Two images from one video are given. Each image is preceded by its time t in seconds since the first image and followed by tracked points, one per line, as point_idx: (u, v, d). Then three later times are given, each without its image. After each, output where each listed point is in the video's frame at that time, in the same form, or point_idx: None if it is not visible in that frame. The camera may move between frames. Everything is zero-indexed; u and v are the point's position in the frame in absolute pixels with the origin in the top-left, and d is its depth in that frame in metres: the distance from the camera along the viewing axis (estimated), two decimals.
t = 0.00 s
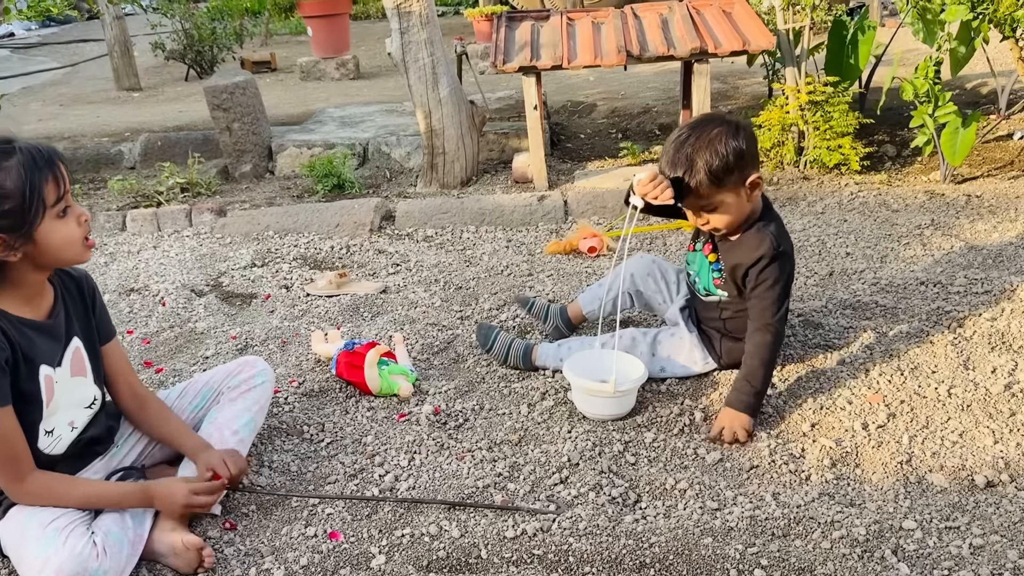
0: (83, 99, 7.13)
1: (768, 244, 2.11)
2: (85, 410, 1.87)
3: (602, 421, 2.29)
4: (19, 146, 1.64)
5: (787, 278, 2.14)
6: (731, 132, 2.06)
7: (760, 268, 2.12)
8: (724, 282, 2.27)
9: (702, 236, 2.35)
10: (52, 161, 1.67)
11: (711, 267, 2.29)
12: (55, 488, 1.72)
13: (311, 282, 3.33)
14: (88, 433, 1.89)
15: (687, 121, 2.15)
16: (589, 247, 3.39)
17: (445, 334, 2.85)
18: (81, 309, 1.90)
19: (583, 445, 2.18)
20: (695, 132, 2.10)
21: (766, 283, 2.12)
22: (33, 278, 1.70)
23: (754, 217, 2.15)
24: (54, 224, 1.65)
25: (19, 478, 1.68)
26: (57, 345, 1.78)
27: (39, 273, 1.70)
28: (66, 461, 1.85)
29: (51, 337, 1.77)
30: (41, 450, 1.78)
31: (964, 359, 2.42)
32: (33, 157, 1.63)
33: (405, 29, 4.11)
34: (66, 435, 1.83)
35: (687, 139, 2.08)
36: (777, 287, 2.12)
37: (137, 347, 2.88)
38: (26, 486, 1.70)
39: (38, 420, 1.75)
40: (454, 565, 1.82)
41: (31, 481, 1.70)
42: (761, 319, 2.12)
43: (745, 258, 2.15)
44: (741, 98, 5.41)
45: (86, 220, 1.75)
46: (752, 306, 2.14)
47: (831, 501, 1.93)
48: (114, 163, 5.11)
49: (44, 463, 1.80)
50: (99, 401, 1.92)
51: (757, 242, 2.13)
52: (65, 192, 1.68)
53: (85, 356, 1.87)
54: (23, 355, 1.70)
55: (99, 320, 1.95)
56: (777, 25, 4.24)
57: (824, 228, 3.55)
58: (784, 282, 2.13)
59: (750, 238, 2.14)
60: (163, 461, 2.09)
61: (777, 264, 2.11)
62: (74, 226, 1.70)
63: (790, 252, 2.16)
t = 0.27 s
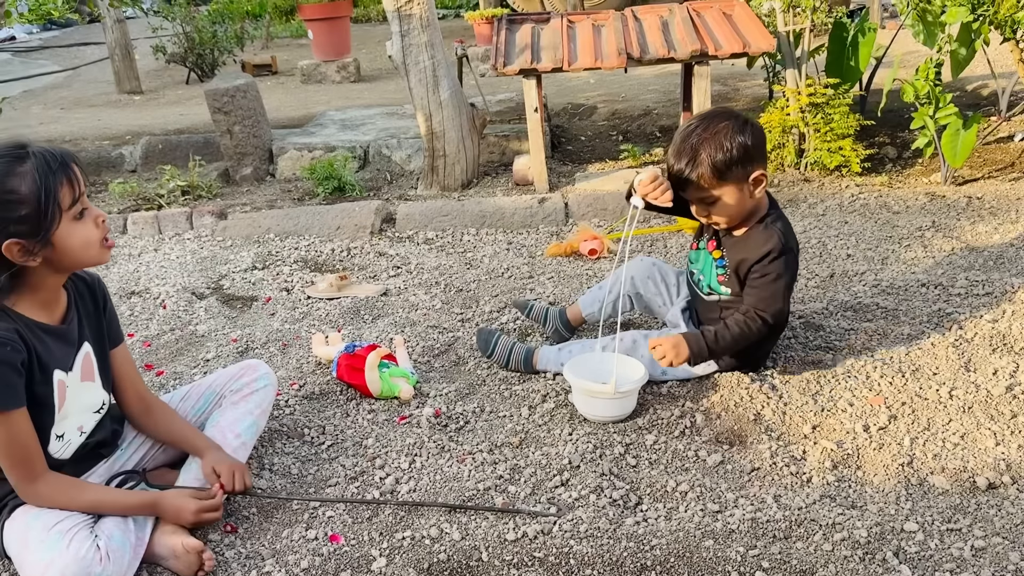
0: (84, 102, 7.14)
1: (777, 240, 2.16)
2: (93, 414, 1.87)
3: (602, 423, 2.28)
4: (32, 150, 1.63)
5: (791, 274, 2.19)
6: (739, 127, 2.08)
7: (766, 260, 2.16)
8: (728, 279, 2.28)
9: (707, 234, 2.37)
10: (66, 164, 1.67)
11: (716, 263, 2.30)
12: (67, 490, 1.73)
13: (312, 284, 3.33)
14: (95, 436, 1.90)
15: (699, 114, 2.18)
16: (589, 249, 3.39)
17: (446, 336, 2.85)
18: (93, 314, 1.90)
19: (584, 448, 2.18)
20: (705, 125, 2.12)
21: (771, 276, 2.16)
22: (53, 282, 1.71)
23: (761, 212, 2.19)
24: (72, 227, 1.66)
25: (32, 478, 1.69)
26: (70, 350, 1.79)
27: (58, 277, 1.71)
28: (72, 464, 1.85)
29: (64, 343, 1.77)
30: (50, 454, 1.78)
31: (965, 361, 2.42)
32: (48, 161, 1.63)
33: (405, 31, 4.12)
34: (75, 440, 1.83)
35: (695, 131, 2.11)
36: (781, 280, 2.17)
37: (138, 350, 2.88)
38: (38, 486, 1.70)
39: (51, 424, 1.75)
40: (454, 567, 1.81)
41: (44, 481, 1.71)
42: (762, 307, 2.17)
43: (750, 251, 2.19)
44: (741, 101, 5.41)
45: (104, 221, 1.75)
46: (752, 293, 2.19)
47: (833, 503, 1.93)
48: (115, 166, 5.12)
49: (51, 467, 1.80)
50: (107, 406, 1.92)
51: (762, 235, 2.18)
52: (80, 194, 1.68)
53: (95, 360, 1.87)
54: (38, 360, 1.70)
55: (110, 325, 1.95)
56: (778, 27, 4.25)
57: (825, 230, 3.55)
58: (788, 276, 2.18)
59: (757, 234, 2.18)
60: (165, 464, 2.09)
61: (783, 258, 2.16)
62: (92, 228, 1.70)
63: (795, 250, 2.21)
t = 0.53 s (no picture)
0: (85, 105, 7.15)
1: (745, 237, 2.16)
2: (94, 418, 1.86)
3: (603, 425, 2.29)
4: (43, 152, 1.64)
5: (758, 271, 2.17)
6: (732, 131, 2.08)
7: (733, 255, 2.17)
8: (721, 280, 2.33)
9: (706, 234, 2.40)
10: (76, 168, 1.68)
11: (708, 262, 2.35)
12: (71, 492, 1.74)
13: (313, 287, 3.34)
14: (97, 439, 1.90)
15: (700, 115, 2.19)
16: (590, 252, 3.39)
17: (447, 339, 2.85)
18: (96, 317, 1.90)
19: (585, 450, 2.18)
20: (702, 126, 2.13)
21: (738, 270, 2.16)
22: (53, 284, 1.71)
23: (753, 213, 2.18)
24: (77, 231, 1.66)
25: (34, 481, 1.69)
26: (71, 354, 1.79)
27: (58, 280, 1.71)
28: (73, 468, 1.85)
29: (65, 347, 1.77)
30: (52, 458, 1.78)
31: (966, 363, 2.42)
32: (58, 164, 1.63)
33: (406, 34, 4.12)
34: (77, 444, 1.83)
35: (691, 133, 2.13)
36: (741, 275, 2.16)
37: (139, 353, 2.88)
38: (41, 487, 1.70)
39: (53, 428, 1.75)
40: (455, 570, 1.81)
41: (48, 483, 1.71)
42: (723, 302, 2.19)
43: (723, 248, 2.20)
44: (742, 103, 5.42)
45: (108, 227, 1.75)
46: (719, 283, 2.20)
47: (835, 505, 1.93)
48: (115, 169, 5.12)
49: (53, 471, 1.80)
50: (109, 409, 1.92)
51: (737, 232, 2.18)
52: (88, 198, 1.69)
53: (96, 364, 1.87)
54: (39, 363, 1.70)
55: (112, 329, 1.95)
56: (778, 30, 4.25)
57: (826, 233, 3.55)
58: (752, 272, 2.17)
59: (736, 232, 2.18)
60: (166, 466, 2.10)
61: (747, 255, 2.15)
62: (96, 234, 1.70)
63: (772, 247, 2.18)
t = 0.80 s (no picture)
0: (86, 109, 7.16)
1: (753, 245, 2.16)
2: (91, 420, 1.86)
3: (604, 429, 2.29)
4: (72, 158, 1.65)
5: (770, 280, 2.18)
6: (742, 133, 2.09)
7: (743, 265, 2.17)
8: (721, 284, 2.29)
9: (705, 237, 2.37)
10: (96, 174, 1.70)
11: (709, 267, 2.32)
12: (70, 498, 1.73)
13: (314, 290, 3.34)
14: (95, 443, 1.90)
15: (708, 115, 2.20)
16: (590, 255, 3.39)
17: (448, 342, 2.85)
18: (90, 320, 1.89)
19: (586, 453, 2.18)
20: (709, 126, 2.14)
21: (748, 281, 2.17)
22: (53, 287, 1.70)
23: (754, 217, 2.19)
24: (91, 236, 1.67)
25: (32, 485, 1.69)
26: (68, 358, 1.78)
27: (59, 284, 1.70)
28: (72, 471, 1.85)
29: (62, 351, 1.77)
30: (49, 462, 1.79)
31: (967, 367, 2.42)
32: (82, 168, 1.65)
33: (407, 38, 4.13)
34: (74, 447, 1.83)
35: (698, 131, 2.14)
36: (753, 286, 2.16)
37: (140, 356, 2.88)
38: (39, 494, 1.70)
39: (50, 432, 1.75)
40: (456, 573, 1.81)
41: (46, 490, 1.71)
42: (736, 313, 2.19)
43: (730, 257, 2.20)
44: (742, 107, 5.42)
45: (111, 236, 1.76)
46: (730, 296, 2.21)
47: (835, 509, 1.93)
48: (117, 172, 5.13)
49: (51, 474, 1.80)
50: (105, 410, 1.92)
51: (744, 239, 2.18)
52: (103, 205, 1.70)
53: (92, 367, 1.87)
54: (36, 368, 1.69)
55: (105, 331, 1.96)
56: (778, 33, 4.26)
57: (827, 236, 3.56)
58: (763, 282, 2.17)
59: (742, 239, 2.19)
60: (165, 468, 2.10)
61: (758, 264, 2.16)
62: (103, 241, 1.71)
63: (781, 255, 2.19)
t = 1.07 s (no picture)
0: (89, 112, 7.17)
1: (780, 256, 2.13)
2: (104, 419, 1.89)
3: (604, 433, 2.28)
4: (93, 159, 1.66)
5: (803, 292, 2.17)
6: (756, 144, 2.07)
7: (778, 280, 2.14)
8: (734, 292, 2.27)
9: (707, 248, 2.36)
10: (119, 173, 1.70)
11: (720, 277, 2.29)
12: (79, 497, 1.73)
13: (315, 293, 3.34)
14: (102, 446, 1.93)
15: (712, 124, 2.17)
16: (591, 259, 3.39)
17: (448, 345, 2.85)
18: (114, 316, 1.92)
19: (586, 457, 2.17)
20: (721, 136, 2.11)
21: (785, 297, 2.14)
22: (87, 287, 1.72)
23: (764, 229, 2.17)
24: (118, 236, 1.68)
25: (43, 485, 1.69)
26: (98, 356, 1.81)
27: (92, 283, 1.72)
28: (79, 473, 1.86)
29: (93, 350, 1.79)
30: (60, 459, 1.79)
31: (968, 371, 2.41)
32: (106, 168, 1.66)
33: (409, 42, 4.14)
34: (85, 443, 1.84)
35: (710, 142, 2.10)
36: (795, 302, 2.14)
37: (141, 359, 2.89)
38: (49, 492, 1.70)
39: (70, 429, 1.77)
40: None
41: (55, 489, 1.71)
42: (778, 330, 2.16)
43: (756, 271, 2.17)
44: (744, 111, 5.42)
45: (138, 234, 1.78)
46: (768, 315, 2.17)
47: (835, 514, 1.93)
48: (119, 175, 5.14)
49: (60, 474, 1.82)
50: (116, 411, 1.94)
51: (766, 251, 2.15)
52: (128, 204, 1.71)
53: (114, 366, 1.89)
54: (68, 367, 1.72)
55: (139, 317, 2.02)
56: (780, 38, 4.27)
57: (828, 240, 3.55)
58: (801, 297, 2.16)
59: (763, 250, 2.16)
60: (165, 472, 2.11)
61: (793, 278, 2.13)
62: (130, 240, 1.73)
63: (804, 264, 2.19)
